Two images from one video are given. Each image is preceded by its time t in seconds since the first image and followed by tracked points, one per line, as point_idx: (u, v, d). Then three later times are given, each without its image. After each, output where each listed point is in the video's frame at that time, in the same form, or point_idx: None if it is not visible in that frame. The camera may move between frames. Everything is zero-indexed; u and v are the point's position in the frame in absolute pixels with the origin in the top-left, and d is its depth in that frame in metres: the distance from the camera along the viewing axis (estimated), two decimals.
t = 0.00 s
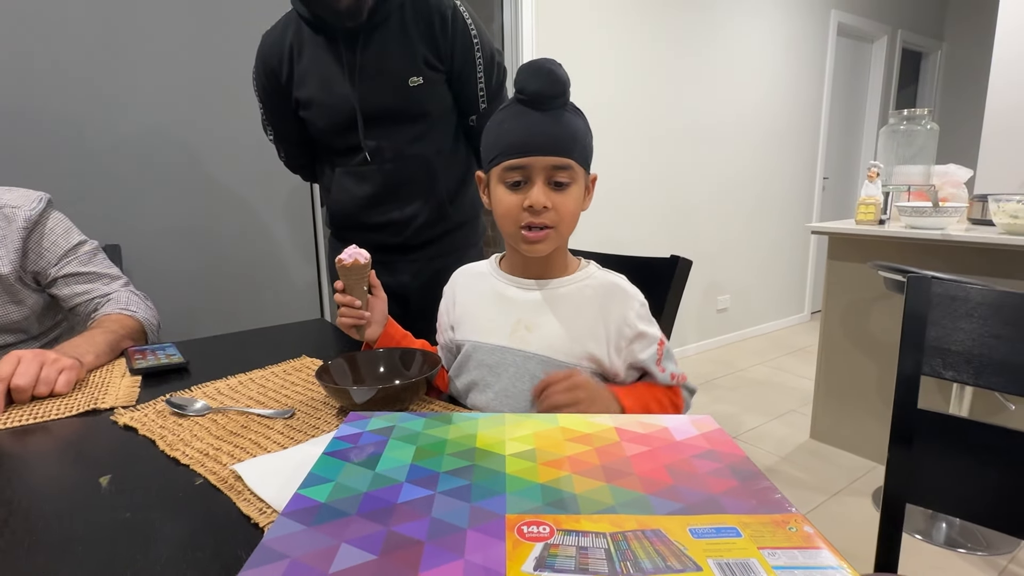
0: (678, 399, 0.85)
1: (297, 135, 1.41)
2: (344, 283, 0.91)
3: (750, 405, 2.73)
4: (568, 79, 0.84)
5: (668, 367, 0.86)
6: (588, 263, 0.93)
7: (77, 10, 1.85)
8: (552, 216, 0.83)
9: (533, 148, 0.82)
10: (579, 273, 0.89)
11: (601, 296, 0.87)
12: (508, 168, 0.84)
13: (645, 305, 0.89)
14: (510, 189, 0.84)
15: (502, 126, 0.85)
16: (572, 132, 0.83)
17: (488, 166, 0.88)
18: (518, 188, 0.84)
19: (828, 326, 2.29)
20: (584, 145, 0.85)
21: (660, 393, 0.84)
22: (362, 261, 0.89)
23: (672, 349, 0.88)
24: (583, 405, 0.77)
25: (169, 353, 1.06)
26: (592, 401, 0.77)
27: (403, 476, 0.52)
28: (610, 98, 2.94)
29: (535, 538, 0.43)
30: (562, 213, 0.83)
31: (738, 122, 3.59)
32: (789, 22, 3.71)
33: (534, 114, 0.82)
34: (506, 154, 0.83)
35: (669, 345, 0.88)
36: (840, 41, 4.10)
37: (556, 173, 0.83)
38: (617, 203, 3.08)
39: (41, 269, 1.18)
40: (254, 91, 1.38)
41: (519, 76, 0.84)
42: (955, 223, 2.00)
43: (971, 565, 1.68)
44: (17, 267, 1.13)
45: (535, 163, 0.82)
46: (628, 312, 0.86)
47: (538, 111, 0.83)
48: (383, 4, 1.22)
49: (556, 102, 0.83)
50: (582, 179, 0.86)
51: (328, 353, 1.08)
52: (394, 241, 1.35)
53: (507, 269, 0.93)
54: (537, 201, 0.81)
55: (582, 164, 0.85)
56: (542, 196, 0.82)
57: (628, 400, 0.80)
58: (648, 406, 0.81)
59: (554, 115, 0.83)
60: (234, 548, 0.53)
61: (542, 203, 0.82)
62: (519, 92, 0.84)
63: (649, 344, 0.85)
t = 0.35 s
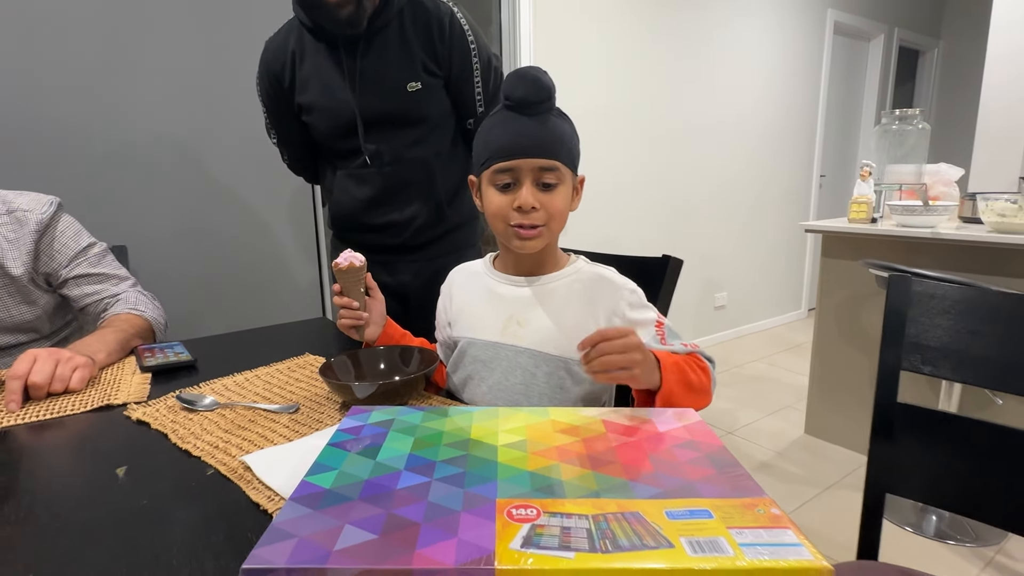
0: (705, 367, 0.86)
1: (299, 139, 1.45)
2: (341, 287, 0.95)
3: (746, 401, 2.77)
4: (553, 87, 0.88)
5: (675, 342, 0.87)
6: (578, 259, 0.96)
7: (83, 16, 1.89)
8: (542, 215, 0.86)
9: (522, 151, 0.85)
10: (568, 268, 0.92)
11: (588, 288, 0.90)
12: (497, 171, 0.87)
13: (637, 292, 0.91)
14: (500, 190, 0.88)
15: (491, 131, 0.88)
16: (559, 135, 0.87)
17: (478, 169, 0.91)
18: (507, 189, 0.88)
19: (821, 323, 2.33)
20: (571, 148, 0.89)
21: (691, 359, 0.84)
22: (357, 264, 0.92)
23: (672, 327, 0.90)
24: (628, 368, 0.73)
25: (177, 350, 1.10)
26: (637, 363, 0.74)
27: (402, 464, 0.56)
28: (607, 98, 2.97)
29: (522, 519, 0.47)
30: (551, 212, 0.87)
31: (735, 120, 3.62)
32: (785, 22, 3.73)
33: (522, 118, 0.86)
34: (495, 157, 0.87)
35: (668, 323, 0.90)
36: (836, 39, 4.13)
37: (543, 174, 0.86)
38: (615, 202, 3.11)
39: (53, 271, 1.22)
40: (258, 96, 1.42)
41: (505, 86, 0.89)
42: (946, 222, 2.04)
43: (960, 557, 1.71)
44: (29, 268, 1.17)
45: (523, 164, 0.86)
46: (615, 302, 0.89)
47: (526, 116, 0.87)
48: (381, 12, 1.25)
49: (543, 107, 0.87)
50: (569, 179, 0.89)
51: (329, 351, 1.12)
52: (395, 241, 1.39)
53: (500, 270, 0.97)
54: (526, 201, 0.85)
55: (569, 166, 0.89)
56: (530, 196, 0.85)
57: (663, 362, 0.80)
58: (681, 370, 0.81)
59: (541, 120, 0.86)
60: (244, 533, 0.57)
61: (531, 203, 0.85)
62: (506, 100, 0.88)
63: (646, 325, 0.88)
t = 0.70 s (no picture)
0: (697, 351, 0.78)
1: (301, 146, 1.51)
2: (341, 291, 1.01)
3: (738, 396, 2.83)
4: (542, 100, 0.94)
5: (651, 328, 0.84)
6: (560, 258, 1.02)
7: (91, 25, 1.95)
8: (529, 221, 0.92)
9: (510, 159, 0.91)
10: (550, 268, 0.98)
11: (566, 288, 0.96)
12: (487, 178, 0.94)
13: (613, 283, 0.93)
14: (490, 197, 0.94)
15: (482, 140, 0.94)
16: (545, 145, 0.93)
17: (469, 176, 0.98)
18: (497, 196, 0.94)
19: (810, 320, 2.39)
20: (556, 158, 0.95)
21: (679, 353, 0.76)
22: (356, 272, 0.98)
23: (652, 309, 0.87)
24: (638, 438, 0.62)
25: (188, 348, 1.17)
26: (633, 423, 0.64)
27: (398, 450, 0.62)
28: (603, 100, 3.03)
29: (504, 495, 0.53)
30: (538, 218, 0.93)
31: (729, 120, 3.68)
32: (778, 24, 3.78)
33: (511, 129, 0.92)
34: (485, 165, 0.93)
35: (645, 305, 0.88)
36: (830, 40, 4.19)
37: (531, 182, 0.93)
38: (610, 202, 3.17)
39: (69, 274, 1.28)
40: (262, 106, 1.48)
41: (497, 96, 0.95)
42: (929, 221, 2.10)
43: (940, 546, 1.78)
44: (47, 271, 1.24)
45: (511, 173, 0.92)
46: (590, 300, 0.94)
47: (514, 126, 0.92)
48: (378, 26, 1.31)
49: (531, 119, 0.93)
50: (556, 188, 0.95)
51: (332, 349, 1.18)
52: (394, 244, 1.45)
53: (489, 273, 1.03)
54: (515, 207, 0.91)
55: (554, 175, 0.95)
56: (518, 203, 0.91)
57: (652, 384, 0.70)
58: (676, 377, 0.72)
59: (528, 131, 0.92)
60: (258, 512, 0.63)
61: (519, 209, 0.91)
62: (497, 111, 0.94)
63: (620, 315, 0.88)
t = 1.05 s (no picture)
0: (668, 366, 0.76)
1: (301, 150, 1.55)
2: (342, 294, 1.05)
3: (735, 393, 2.87)
4: (529, 106, 0.98)
5: (627, 337, 0.85)
6: (551, 261, 1.05)
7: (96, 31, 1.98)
8: (517, 220, 0.96)
9: (498, 161, 0.95)
10: (541, 271, 1.02)
11: (557, 293, 0.99)
12: (477, 180, 0.97)
13: (598, 289, 0.95)
14: (480, 196, 0.97)
15: (472, 146, 0.98)
16: (531, 148, 0.96)
17: (460, 178, 1.01)
18: (486, 196, 0.97)
19: (804, 318, 2.43)
20: (544, 161, 0.98)
21: (652, 368, 0.75)
22: (357, 275, 1.02)
23: (631, 318, 0.88)
24: (622, 451, 0.61)
25: (194, 348, 1.20)
26: (608, 436, 0.62)
27: (397, 442, 0.66)
28: (600, 101, 3.06)
29: (496, 484, 0.57)
30: (526, 217, 0.96)
31: (725, 120, 3.70)
32: (774, 24, 3.81)
33: (499, 133, 0.96)
34: (475, 167, 0.97)
35: (625, 315, 0.89)
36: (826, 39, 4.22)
37: (520, 183, 0.96)
38: (608, 202, 3.20)
39: (77, 276, 1.31)
40: (262, 112, 1.52)
41: (487, 103, 0.99)
42: (920, 219, 2.14)
43: (931, 538, 1.81)
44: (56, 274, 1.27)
45: (501, 174, 0.95)
46: (578, 304, 0.96)
47: (503, 131, 0.96)
48: (374, 34, 1.35)
49: (518, 124, 0.96)
50: (544, 190, 0.99)
51: (333, 348, 1.22)
52: (393, 245, 1.49)
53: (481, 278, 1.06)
54: (504, 206, 0.94)
55: (542, 177, 0.98)
56: (508, 202, 0.95)
57: (623, 402, 0.68)
58: (646, 394, 0.70)
59: (516, 135, 0.96)
60: (265, 502, 0.67)
61: (508, 208, 0.95)
62: (486, 118, 0.98)
63: (601, 323, 0.89)
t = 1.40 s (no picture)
0: (669, 361, 0.73)
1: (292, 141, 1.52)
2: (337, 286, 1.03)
3: (734, 387, 2.85)
4: (518, 89, 0.95)
5: (625, 329, 0.81)
6: (549, 249, 1.02)
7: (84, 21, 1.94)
8: (509, 201, 0.93)
9: (488, 143, 0.92)
10: (539, 260, 0.99)
11: (555, 283, 0.97)
12: (467, 162, 0.94)
13: (597, 278, 0.92)
14: (471, 179, 0.95)
15: (462, 131, 0.96)
16: (520, 129, 0.93)
17: (450, 165, 0.99)
18: (477, 178, 0.94)
19: (804, 310, 2.41)
20: (535, 144, 0.96)
21: (652, 363, 0.72)
22: (352, 266, 1.01)
23: (630, 309, 0.84)
24: (622, 456, 0.57)
25: (183, 343, 1.17)
26: (609, 439, 0.58)
27: (391, 438, 0.63)
28: (597, 92, 3.03)
29: (494, 480, 0.54)
30: (518, 199, 0.93)
31: (723, 112, 3.68)
32: (772, 15, 3.78)
33: (488, 116, 0.93)
34: (465, 150, 0.94)
35: (625, 305, 0.85)
36: (824, 30, 4.19)
37: (510, 164, 0.93)
38: (606, 196, 3.18)
39: (63, 270, 1.28)
40: (251, 102, 1.48)
41: (477, 88, 0.96)
42: (922, 210, 2.12)
43: (933, 532, 1.80)
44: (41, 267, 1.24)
45: (490, 154, 0.92)
46: (578, 294, 0.94)
47: (491, 114, 0.94)
48: (364, 20, 1.31)
49: (508, 106, 0.94)
50: (536, 172, 0.96)
51: (326, 342, 1.19)
52: (387, 237, 1.46)
53: (479, 269, 1.04)
54: (495, 186, 0.91)
55: (534, 159, 0.95)
56: (498, 182, 0.92)
57: (620, 402, 0.65)
58: (647, 391, 0.67)
59: (504, 117, 0.93)
60: (253, 501, 0.64)
61: (499, 188, 0.92)
62: (474, 102, 0.96)
63: (600, 313, 0.86)
